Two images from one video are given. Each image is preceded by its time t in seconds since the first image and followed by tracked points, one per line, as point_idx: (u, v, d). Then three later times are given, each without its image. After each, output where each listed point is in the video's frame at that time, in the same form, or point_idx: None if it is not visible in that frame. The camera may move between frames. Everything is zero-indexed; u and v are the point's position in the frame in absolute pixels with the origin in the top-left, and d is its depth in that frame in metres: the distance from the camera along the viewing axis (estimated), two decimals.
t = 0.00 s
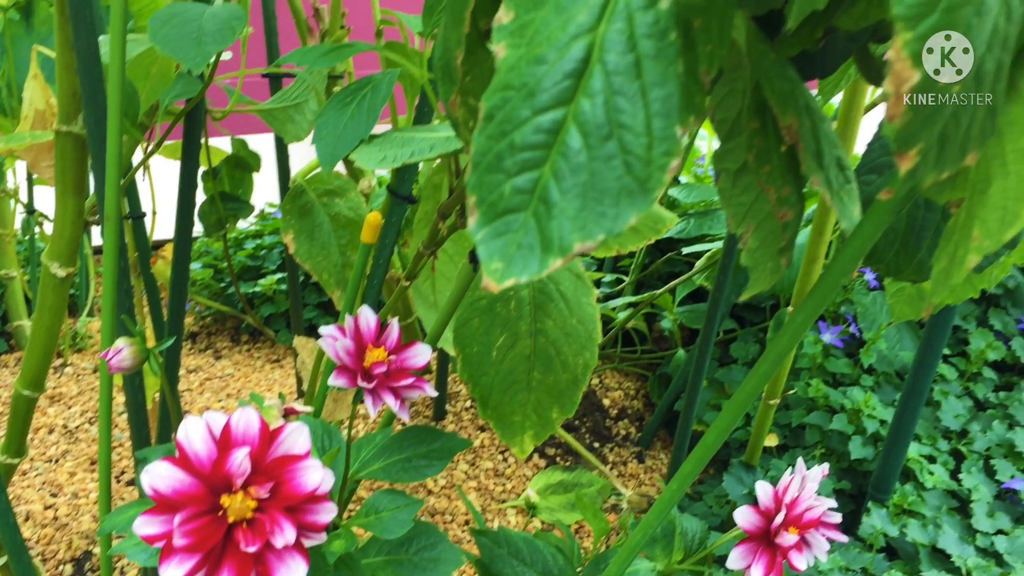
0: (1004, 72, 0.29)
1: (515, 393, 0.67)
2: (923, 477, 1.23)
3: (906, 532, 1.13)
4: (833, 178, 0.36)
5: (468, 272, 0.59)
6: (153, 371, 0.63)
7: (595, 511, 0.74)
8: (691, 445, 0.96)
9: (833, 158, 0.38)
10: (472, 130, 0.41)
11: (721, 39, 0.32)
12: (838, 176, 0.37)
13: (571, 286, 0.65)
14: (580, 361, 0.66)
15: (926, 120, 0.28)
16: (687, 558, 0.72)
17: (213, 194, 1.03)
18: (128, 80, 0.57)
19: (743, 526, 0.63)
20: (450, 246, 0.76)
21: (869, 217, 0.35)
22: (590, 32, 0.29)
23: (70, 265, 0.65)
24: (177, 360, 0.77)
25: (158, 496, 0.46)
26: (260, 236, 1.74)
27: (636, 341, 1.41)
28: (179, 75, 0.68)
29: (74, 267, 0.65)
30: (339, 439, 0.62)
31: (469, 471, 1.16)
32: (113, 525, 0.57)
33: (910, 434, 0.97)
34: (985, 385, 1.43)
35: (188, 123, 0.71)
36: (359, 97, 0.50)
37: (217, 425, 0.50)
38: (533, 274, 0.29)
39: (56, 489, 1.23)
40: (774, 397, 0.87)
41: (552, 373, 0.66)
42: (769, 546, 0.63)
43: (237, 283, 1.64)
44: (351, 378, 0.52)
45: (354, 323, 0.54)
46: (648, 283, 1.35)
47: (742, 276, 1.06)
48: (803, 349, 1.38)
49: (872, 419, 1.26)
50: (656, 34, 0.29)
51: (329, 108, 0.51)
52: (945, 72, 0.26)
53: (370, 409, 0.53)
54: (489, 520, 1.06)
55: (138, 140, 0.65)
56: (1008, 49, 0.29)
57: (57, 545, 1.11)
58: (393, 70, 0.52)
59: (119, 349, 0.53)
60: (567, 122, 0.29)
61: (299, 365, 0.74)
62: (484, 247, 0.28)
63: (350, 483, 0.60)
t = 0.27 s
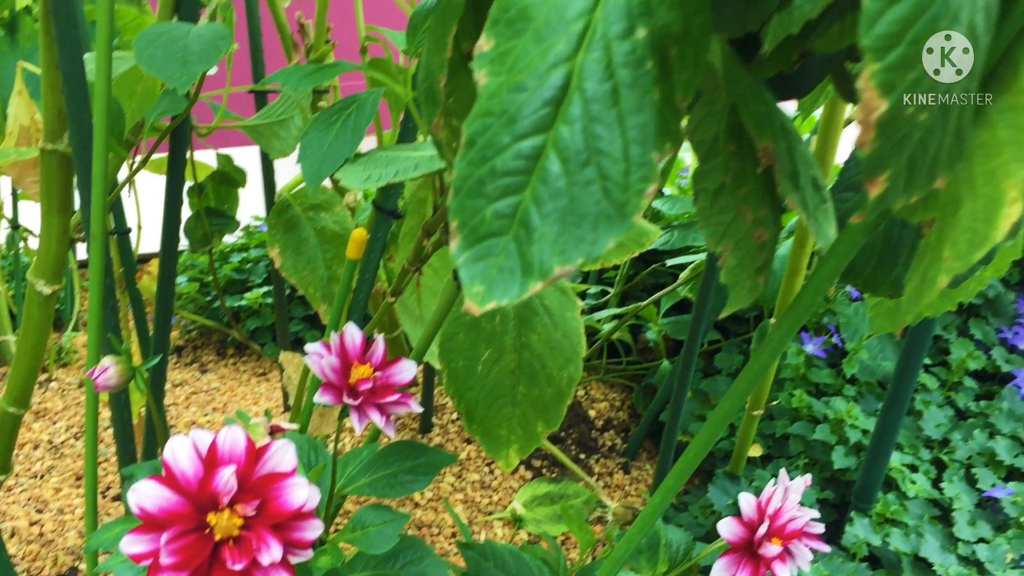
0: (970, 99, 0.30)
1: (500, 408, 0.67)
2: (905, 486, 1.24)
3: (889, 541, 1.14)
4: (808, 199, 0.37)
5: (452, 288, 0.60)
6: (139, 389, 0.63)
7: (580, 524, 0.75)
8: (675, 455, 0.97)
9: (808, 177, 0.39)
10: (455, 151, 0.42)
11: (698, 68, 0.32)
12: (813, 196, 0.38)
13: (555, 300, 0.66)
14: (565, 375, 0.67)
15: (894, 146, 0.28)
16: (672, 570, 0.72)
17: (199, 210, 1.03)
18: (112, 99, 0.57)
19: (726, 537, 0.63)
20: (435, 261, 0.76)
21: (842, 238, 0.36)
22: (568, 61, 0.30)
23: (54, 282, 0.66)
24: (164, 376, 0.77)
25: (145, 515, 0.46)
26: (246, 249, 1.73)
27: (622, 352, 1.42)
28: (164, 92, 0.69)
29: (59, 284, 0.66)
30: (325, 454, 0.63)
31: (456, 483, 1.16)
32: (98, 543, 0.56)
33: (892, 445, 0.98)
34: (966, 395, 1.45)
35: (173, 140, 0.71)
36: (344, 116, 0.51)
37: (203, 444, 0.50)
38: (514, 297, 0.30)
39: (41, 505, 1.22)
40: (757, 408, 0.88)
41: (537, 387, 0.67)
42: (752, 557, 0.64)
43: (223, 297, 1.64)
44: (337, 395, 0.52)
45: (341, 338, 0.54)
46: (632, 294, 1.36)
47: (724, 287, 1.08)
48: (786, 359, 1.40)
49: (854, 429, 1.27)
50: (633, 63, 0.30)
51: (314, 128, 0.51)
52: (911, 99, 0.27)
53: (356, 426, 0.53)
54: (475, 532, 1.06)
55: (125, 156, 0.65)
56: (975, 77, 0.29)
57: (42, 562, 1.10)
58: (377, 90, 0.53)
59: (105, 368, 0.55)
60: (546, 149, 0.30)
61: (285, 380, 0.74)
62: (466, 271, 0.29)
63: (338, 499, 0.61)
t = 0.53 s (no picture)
0: (946, 117, 0.30)
1: (489, 417, 0.68)
2: (892, 492, 1.25)
3: (876, 547, 1.15)
4: (791, 213, 0.37)
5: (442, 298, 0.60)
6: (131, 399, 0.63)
7: (570, 532, 0.75)
8: (665, 462, 0.97)
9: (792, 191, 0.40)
10: (444, 165, 0.42)
11: (681, 84, 0.32)
12: (797, 210, 0.39)
13: (544, 310, 0.67)
14: (554, 384, 0.67)
15: (873, 164, 0.28)
16: None
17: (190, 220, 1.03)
18: (102, 111, 0.58)
19: (715, 545, 0.64)
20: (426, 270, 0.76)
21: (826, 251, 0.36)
22: (554, 80, 0.30)
23: (45, 295, 0.69)
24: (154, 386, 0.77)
25: (136, 527, 0.46)
26: (236, 258, 1.73)
27: (611, 359, 1.42)
28: (154, 103, 0.69)
29: (49, 296, 0.69)
30: (316, 464, 0.63)
31: (446, 492, 1.16)
32: (89, 556, 0.56)
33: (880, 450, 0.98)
34: (952, 401, 1.47)
35: (162, 152, 0.71)
36: (334, 129, 0.51)
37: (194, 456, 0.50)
38: (502, 312, 0.30)
39: (31, 516, 1.21)
40: (745, 415, 0.89)
41: (526, 397, 0.67)
42: (741, 564, 0.65)
43: (213, 306, 1.63)
44: (327, 406, 0.53)
45: (330, 350, 0.55)
46: (622, 302, 1.37)
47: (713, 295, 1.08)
48: (774, 366, 1.41)
49: (842, 435, 1.29)
50: (617, 82, 0.30)
51: (304, 141, 0.52)
52: (887, 118, 0.28)
53: (347, 437, 0.53)
54: (466, 541, 1.07)
55: (115, 168, 0.65)
56: (950, 95, 0.30)
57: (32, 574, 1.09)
58: (366, 103, 0.54)
59: (96, 380, 0.55)
60: (532, 166, 0.30)
61: (276, 390, 0.74)
62: (454, 286, 0.29)
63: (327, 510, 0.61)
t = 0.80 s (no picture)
0: (923, 134, 0.31)
1: (479, 426, 0.68)
2: (879, 499, 1.26)
3: (864, 553, 1.16)
4: (774, 226, 0.38)
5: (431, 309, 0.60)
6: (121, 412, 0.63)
7: (560, 540, 0.75)
8: (654, 469, 0.98)
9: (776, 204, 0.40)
10: (431, 179, 0.43)
11: (664, 101, 0.34)
12: (780, 224, 0.39)
13: (533, 320, 0.67)
14: (542, 394, 0.67)
15: (850, 181, 0.29)
16: None
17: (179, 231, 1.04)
18: (92, 123, 0.58)
19: (703, 553, 0.65)
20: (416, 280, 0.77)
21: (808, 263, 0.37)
22: (539, 99, 0.31)
23: (34, 307, 0.70)
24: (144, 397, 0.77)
25: (127, 541, 0.46)
26: (226, 267, 1.73)
27: (601, 367, 1.42)
28: (144, 115, 0.69)
29: (38, 308, 0.70)
30: (306, 475, 0.63)
31: (436, 500, 1.16)
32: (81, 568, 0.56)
33: (867, 457, 0.98)
34: (939, 407, 1.48)
35: (151, 165, 0.72)
36: (322, 142, 0.52)
37: (184, 469, 0.50)
38: (489, 327, 0.31)
39: (20, 527, 1.20)
40: (734, 423, 0.89)
41: (515, 406, 0.67)
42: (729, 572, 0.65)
43: (203, 315, 1.63)
44: (317, 418, 0.53)
45: (320, 361, 0.55)
46: (612, 310, 1.38)
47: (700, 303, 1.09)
48: (762, 373, 1.42)
49: (829, 442, 1.30)
50: (601, 100, 0.31)
51: (292, 154, 0.52)
52: (864, 137, 0.28)
53: (336, 449, 0.53)
54: (456, 549, 1.07)
55: (104, 180, 0.65)
56: (926, 113, 0.31)
57: None
58: (355, 115, 0.54)
59: (86, 393, 0.56)
60: (518, 183, 0.31)
61: (266, 401, 0.74)
62: (442, 301, 0.30)
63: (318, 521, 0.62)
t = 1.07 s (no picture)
0: (900, 151, 0.31)
1: (468, 437, 0.68)
2: (866, 505, 1.27)
3: (852, 560, 1.16)
4: (757, 240, 0.38)
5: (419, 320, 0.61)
6: (110, 425, 0.63)
7: (550, 549, 0.76)
8: (643, 477, 0.98)
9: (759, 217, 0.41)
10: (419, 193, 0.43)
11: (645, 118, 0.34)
12: (763, 239, 0.39)
13: (522, 330, 0.67)
14: (531, 404, 0.67)
15: (829, 199, 0.30)
16: None
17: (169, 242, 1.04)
18: (80, 136, 0.58)
19: (691, 561, 0.65)
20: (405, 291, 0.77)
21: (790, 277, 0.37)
22: (524, 118, 0.31)
23: (21, 319, 0.70)
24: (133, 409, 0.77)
25: (116, 555, 0.46)
26: (215, 276, 1.72)
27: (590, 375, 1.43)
28: (132, 127, 0.69)
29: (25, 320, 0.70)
30: (295, 487, 0.64)
31: (426, 509, 1.16)
32: None
33: (853, 465, 0.98)
34: (925, 413, 1.49)
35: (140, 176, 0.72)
36: (311, 155, 0.52)
37: (173, 482, 0.50)
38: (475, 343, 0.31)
39: (8, 538, 1.20)
40: (722, 430, 0.89)
41: (504, 416, 0.67)
42: None
43: (192, 325, 1.62)
44: (306, 430, 0.53)
45: (308, 374, 0.55)
46: (601, 318, 1.39)
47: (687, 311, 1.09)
48: (750, 381, 1.43)
49: (817, 449, 1.31)
50: (584, 120, 0.32)
51: (280, 166, 0.52)
52: (842, 157, 0.29)
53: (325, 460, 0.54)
54: (446, 558, 1.07)
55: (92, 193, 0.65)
56: (903, 131, 0.31)
57: None
58: (343, 129, 0.55)
59: (75, 407, 0.56)
60: (503, 201, 0.31)
61: (255, 413, 0.74)
62: (428, 316, 0.31)
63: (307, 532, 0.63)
